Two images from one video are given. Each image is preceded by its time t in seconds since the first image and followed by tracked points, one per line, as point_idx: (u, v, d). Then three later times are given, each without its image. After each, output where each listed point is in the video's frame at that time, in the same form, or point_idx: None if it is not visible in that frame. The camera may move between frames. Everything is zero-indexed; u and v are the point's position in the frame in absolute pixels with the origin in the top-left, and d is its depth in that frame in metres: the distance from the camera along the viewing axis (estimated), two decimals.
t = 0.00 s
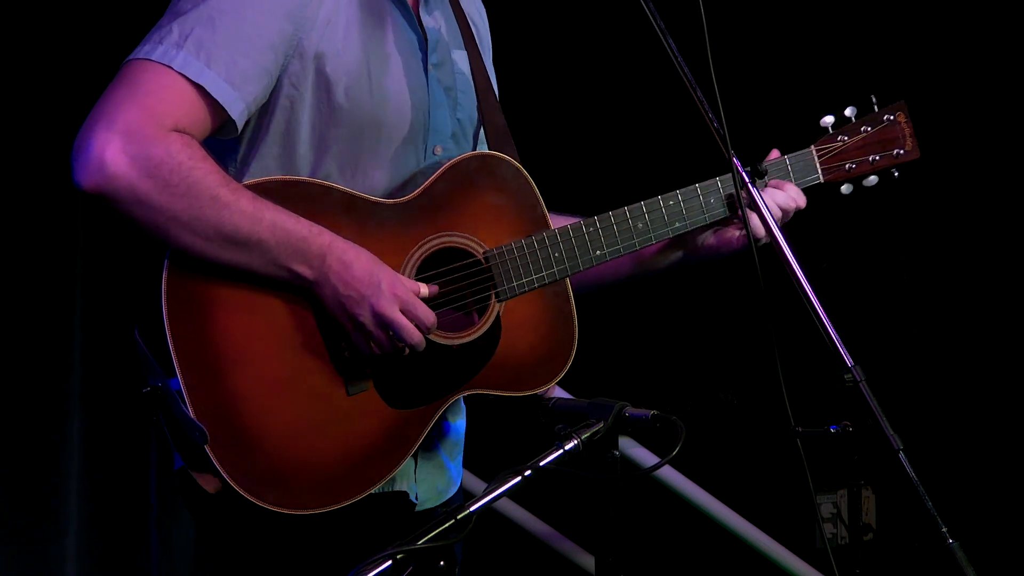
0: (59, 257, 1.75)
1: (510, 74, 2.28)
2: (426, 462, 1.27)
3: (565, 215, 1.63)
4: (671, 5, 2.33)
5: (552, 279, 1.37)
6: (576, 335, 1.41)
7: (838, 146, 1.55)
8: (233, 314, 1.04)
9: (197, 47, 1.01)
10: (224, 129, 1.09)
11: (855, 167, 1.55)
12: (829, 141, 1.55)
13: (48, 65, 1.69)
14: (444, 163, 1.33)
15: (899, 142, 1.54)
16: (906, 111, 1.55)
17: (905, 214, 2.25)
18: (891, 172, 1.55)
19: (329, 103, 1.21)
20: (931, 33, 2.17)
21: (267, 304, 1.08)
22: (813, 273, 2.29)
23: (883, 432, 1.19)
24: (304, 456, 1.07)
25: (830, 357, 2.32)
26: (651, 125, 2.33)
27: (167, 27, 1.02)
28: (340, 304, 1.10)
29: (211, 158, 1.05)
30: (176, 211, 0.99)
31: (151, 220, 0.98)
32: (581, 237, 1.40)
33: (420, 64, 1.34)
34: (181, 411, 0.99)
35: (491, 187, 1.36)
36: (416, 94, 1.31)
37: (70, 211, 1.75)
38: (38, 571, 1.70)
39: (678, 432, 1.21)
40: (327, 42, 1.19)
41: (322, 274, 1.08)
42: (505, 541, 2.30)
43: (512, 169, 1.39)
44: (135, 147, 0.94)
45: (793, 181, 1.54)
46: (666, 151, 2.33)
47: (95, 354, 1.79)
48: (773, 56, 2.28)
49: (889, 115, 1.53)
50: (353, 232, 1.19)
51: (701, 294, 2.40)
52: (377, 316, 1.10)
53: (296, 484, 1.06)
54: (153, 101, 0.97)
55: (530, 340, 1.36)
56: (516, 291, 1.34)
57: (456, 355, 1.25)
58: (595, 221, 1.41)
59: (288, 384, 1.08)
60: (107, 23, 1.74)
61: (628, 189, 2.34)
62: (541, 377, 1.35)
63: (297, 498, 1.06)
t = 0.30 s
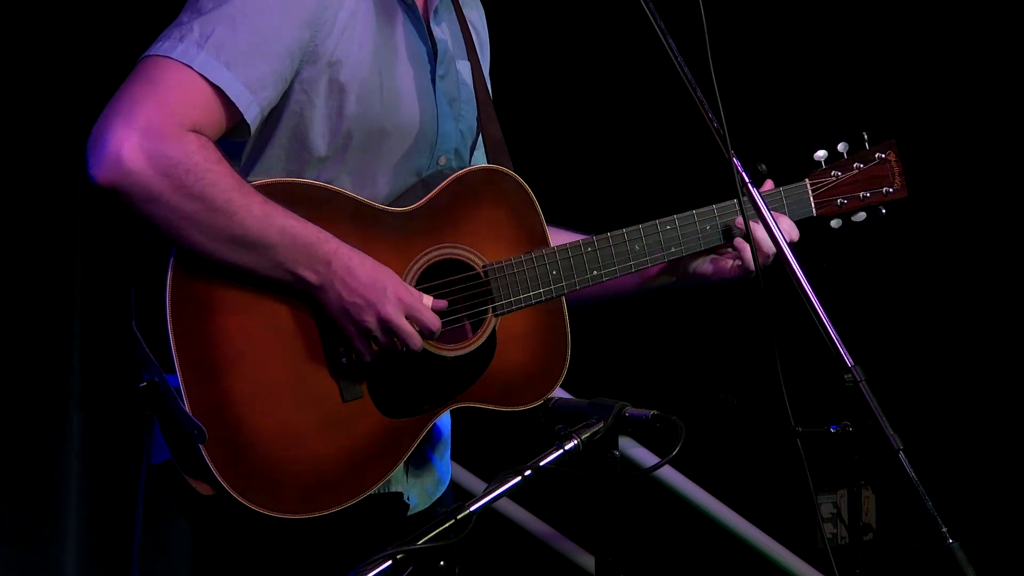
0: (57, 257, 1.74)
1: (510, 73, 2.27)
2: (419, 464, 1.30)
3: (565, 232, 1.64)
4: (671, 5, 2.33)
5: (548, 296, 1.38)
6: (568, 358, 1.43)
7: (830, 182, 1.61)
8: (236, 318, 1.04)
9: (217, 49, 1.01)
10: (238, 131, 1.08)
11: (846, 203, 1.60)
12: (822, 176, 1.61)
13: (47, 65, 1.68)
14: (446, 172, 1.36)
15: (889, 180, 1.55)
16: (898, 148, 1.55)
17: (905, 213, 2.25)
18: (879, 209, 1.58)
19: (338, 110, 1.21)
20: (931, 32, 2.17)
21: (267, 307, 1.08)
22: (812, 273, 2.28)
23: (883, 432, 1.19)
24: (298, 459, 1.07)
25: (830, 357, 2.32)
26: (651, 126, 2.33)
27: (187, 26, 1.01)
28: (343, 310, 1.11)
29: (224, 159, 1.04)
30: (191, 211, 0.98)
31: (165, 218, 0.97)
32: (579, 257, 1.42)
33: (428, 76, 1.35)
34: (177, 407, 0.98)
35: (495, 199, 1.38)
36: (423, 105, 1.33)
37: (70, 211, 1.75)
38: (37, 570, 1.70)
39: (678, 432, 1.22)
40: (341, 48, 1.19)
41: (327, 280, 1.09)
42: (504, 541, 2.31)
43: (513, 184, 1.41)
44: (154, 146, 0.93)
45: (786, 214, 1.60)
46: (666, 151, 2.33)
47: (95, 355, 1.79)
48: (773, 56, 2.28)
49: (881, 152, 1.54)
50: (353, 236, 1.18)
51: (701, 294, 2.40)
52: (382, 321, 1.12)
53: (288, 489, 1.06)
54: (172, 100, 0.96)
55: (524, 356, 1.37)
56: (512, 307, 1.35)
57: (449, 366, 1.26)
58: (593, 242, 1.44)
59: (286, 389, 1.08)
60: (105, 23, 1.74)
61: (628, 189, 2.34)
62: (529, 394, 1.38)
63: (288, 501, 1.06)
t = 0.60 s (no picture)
0: (57, 257, 1.74)
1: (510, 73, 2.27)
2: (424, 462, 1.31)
3: (565, 224, 1.65)
4: (671, 5, 2.33)
5: (551, 290, 1.38)
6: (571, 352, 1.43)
7: (833, 169, 1.60)
8: (239, 317, 1.04)
9: (217, 47, 1.01)
10: (239, 129, 1.08)
11: (848, 189, 1.60)
12: (824, 163, 1.61)
13: (47, 65, 1.68)
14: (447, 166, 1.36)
15: (890, 167, 1.55)
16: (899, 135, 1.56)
17: (905, 214, 2.25)
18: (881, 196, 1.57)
19: (339, 106, 1.21)
20: (931, 33, 2.17)
21: (268, 305, 1.08)
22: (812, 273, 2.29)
23: (883, 432, 1.19)
24: (302, 457, 1.07)
25: (830, 357, 2.32)
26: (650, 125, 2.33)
27: (187, 24, 1.01)
28: (346, 308, 1.11)
29: (225, 157, 1.04)
30: (193, 209, 0.98)
31: (167, 217, 0.97)
32: (582, 250, 1.42)
33: (428, 71, 1.35)
34: (181, 409, 0.98)
35: (496, 195, 1.38)
36: (424, 100, 1.33)
37: (70, 210, 1.75)
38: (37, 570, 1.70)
39: (678, 432, 1.22)
40: (342, 44, 1.19)
41: (330, 278, 1.09)
42: (504, 541, 2.30)
43: (515, 179, 1.41)
44: (155, 144, 0.93)
45: (788, 202, 1.60)
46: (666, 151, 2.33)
47: (95, 355, 1.79)
48: (772, 55, 2.28)
49: (881, 139, 1.56)
50: (353, 231, 1.18)
51: (701, 294, 2.40)
52: (385, 318, 1.13)
53: (292, 488, 1.06)
54: (173, 99, 0.96)
55: (526, 351, 1.37)
56: (515, 301, 1.35)
57: (453, 362, 1.26)
58: (595, 234, 1.44)
59: (289, 388, 1.08)
60: (105, 23, 1.74)
61: (628, 189, 2.34)
62: (531, 388, 1.37)
63: (293, 500, 1.06)
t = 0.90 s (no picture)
0: (57, 257, 1.74)
1: (509, 73, 2.27)
2: (430, 461, 1.31)
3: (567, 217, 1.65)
4: (671, 5, 2.33)
5: (556, 282, 1.39)
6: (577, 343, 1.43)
7: (836, 151, 1.59)
8: (242, 319, 1.04)
9: (212, 45, 1.01)
10: (238, 128, 1.08)
11: (852, 171, 1.59)
12: (826, 146, 1.60)
13: (46, 64, 1.69)
14: (447, 159, 1.36)
15: (894, 147, 1.56)
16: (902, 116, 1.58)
17: (905, 214, 2.25)
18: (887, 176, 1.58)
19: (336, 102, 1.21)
20: (931, 33, 2.18)
21: (272, 306, 1.08)
22: (812, 273, 2.29)
23: (883, 432, 1.19)
24: (308, 456, 1.08)
25: (830, 357, 2.32)
26: (650, 125, 2.32)
27: (180, 26, 1.01)
28: (350, 306, 1.11)
29: (225, 156, 1.04)
30: (194, 209, 0.98)
31: (169, 218, 0.98)
32: (584, 240, 1.42)
33: (425, 65, 1.35)
34: (186, 413, 0.99)
35: (497, 190, 1.38)
36: (421, 95, 1.33)
37: (70, 210, 1.75)
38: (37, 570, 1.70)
39: (678, 432, 1.22)
40: (337, 39, 1.19)
41: (332, 277, 1.09)
42: (504, 541, 2.30)
43: (514, 169, 1.41)
44: (154, 144, 0.93)
45: (791, 185, 1.58)
46: (666, 151, 2.33)
47: (95, 355, 1.79)
48: (772, 55, 2.28)
49: (885, 119, 1.57)
50: (355, 228, 1.18)
51: (700, 294, 2.40)
52: (390, 314, 1.13)
53: (299, 487, 1.06)
54: (170, 99, 0.96)
55: (531, 344, 1.38)
56: (519, 294, 1.35)
57: (458, 357, 1.26)
58: (597, 224, 1.44)
59: (293, 388, 1.08)
60: (105, 23, 1.74)
61: (628, 189, 2.34)
62: (538, 381, 1.38)
63: (300, 500, 1.06)
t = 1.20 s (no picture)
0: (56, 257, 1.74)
1: (509, 74, 2.27)
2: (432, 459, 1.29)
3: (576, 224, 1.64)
4: (670, 5, 2.33)
5: (565, 286, 1.39)
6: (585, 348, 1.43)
7: (851, 159, 1.59)
8: (247, 317, 1.04)
9: (223, 34, 1.01)
10: (249, 116, 1.08)
11: (868, 179, 1.59)
12: (842, 154, 1.59)
13: (46, 63, 1.69)
14: (457, 160, 1.35)
15: (912, 156, 1.56)
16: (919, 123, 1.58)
17: (904, 215, 2.26)
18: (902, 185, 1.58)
19: (344, 97, 1.21)
20: (931, 33, 2.18)
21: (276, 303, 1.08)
22: (813, 273, 2.29)
23: (883, 432, 1.19)
24: (310, 456, 1.07)
25: (829, 357, 2.32)
26: (649, 125, 2.33)
27: (191, 15, 1.02)
28: (355, 307, 1.11)
29: (234, 150, 1.04)
30: (203, 203, 0.98)
31: (177, 210, 0.97)
32: (594, 245, 1.42)
33: (432, 62, 1.35)
34: (189, 413, 0.99)
35: (505, 190, 1.38)
36: (428, 92, 1.33)
37: (70, 209, 1.75)
38: (37, 571, 1.70)
39: (678, 432, 1.22)
40: (344, 34, 1.19)
41: (338, 277, 1.09)
42: (504, 541, 2.30)
43: (521, 170, 1.41)
44: (165, 134, 0.93)
45: (805, 193, 1.58)
46: (666, 151, 2.33)
47: (95, 355, 1.78)
48: (771, 56, 2.28)
49: (903, 128, 1.55)
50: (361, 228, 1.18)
51: (700, 294, 2.40)
52: (392, 318, 1.11)
53: (301, 487, 1.06)
54: (181, 89, 0.96)
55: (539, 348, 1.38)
56: (526, 298, 1.35)
57: (464, 359, 1.26)
58: (607, 229, 1.44)
59: (298, 387, 1.08)
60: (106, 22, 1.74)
61: (628, 189, 2.34)
62: (545, 384, 1.38)
63: (300, 500, 1.06)
